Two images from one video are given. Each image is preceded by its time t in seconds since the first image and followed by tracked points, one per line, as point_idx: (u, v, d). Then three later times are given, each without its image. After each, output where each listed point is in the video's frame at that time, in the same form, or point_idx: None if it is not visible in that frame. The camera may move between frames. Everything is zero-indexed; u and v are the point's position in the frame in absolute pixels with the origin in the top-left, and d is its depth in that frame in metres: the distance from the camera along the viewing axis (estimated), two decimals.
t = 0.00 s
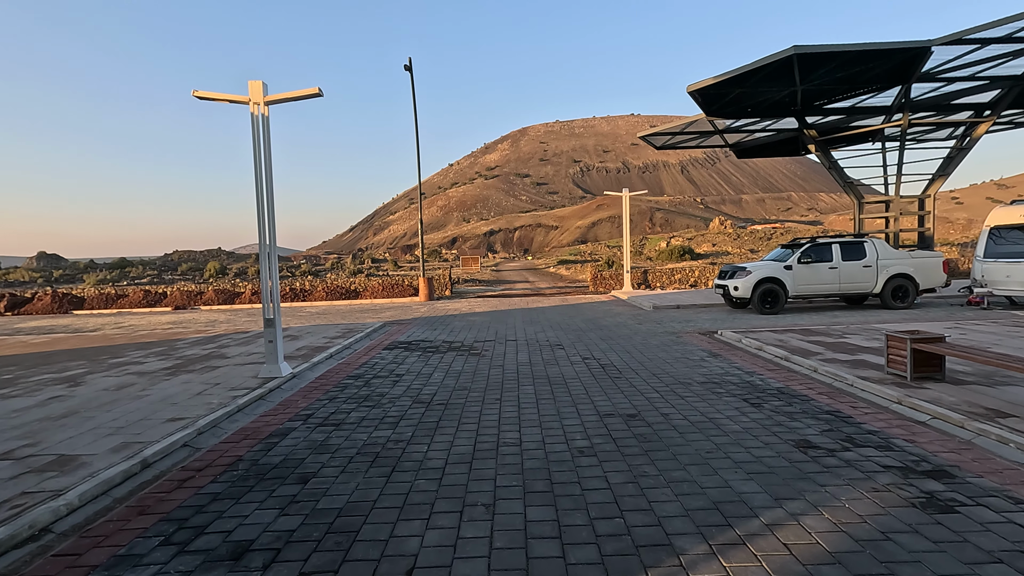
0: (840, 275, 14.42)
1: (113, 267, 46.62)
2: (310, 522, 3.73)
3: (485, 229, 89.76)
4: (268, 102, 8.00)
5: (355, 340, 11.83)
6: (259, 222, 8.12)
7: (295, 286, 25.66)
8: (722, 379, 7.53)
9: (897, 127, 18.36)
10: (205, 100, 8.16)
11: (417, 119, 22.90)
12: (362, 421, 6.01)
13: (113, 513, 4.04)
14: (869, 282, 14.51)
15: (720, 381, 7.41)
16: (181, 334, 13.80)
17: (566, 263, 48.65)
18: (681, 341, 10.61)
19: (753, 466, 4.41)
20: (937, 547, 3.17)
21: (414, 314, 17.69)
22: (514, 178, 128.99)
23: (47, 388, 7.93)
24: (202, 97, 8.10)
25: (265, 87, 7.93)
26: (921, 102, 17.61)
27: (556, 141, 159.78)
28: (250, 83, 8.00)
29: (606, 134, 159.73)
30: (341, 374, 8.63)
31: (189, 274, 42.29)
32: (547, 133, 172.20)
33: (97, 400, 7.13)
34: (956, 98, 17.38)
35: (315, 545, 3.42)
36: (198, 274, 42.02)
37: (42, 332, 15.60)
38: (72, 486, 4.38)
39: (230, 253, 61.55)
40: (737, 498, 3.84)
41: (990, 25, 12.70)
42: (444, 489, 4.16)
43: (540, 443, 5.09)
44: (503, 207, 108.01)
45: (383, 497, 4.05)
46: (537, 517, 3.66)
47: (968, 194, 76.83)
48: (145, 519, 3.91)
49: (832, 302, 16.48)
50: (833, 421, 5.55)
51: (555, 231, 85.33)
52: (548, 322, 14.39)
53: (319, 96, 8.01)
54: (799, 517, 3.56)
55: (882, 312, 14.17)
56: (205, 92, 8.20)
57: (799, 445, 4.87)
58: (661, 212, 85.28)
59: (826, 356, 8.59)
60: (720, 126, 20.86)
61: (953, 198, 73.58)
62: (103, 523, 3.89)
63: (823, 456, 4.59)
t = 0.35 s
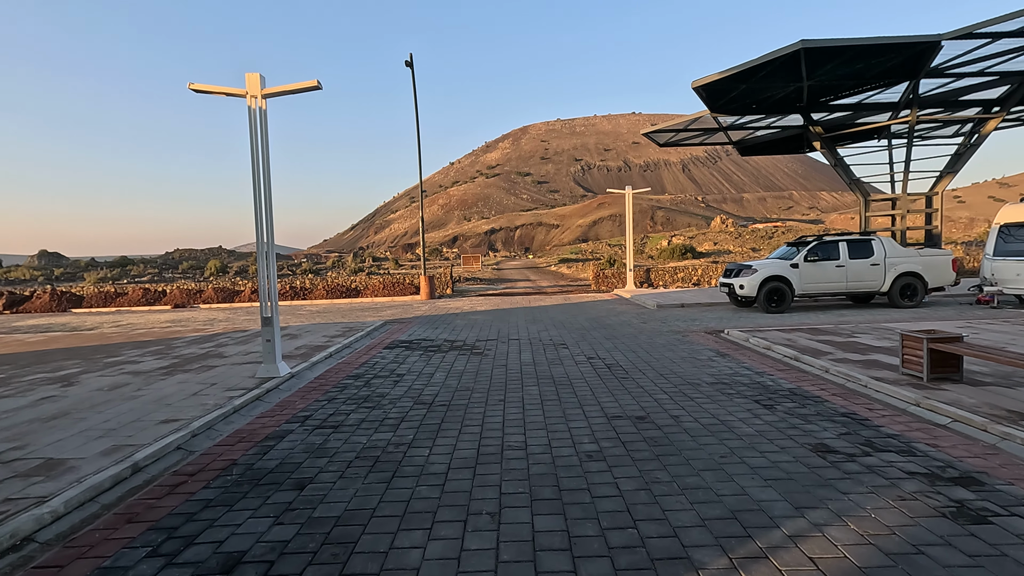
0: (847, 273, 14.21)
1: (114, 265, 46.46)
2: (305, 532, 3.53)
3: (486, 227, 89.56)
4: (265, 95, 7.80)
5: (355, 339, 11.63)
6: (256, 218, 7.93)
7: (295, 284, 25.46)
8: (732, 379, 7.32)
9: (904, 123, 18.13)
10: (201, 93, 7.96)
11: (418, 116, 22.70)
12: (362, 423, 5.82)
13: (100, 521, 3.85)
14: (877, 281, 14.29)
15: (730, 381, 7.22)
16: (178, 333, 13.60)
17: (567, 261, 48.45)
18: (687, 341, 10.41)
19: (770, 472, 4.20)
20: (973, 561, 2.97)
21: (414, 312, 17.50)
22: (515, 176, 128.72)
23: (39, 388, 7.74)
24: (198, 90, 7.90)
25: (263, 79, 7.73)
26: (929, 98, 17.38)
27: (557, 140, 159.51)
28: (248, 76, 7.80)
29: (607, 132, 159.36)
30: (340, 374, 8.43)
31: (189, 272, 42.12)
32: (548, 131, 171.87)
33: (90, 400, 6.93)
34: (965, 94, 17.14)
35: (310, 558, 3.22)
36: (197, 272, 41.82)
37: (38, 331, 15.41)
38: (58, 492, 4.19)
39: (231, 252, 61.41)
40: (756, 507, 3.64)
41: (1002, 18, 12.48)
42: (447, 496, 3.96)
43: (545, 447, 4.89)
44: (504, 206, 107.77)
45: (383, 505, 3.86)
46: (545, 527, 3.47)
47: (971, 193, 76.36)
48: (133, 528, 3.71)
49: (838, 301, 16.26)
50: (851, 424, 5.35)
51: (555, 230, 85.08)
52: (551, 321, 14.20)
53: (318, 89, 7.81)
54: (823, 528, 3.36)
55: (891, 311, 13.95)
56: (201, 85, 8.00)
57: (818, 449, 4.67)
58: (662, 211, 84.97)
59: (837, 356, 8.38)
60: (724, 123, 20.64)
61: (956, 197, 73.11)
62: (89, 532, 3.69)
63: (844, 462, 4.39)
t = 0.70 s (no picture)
0: (849, 274, 14.05)
1: (108, 266, 46.05)
2: (291, 555, 3.31)
3: (483, 228, 89.33)
4: (256, 92, 7.58)
5: (350, 342, 11.40)
6: (247, 219, 7.70)
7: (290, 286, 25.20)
8: (736, 385, 7.13)
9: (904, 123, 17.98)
10: (189, 90, 7.72)
11: (414, 115, 22.46)
12: (355, 433, 5.60)
13: (74, 542, 3.63)
14: (879, 282, 14.13)
15: (734, 387, 7.03)
16: (169, 336, 13.34)
17: (564, 262, 48.27)
18: (688, 344, 10.22)
19: (781, 487, 4.01)
20: None
21: (410, 314, 17.28)
22: (512, 177, 128.53)
23: (21, 395, 7.49)
24: (186, 88, 7.67)
25: (253, 76, 7.51)
26: (929, 98, 17.23)
27: (554, 140, 159.36)
28: (238, 73, 7.58)
29: (604, 133, 159.26)
30: (334, 379, 8.20)
31: (184, 273, 41.79)
32: (545, 132, 171.71)
33: (72, 409, 6.69)
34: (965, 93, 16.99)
35: None
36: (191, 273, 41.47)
37: (27, 334, 15.12)
38: (30, 509, 3.96)
39: (227, 252, 60.99)
40: (769, 525, 3.44)
41: (1005, 17, 12.33)
42: (442, 514, 3.75)
43: (545, 459, 4.68)
44: (501, 206, 107.56)
45: (375, 524, 3.64)
46: (546, 549, 3.26)
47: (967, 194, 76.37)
48: (107, 550, 3.48)
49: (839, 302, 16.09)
50: (862, 433, 5.16)
51: (552, 230, 84.93)
52: (550, 323, 13.98)
53: (310, 86, 7.59)
54: (842, 549, 3.16)
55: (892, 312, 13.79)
56: (189, 82, 7.76)
57: (829, 461, 4.48)
58: (659, 211, 84.86)
59: (842, 360, 8.20)
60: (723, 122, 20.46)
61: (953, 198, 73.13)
62: (60, 555, 3.47)
63: (858, 475, 4.19)
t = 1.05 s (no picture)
0: (849, 274, 13.92)
1: (100, 267, 45.62)
2: (281, 572, 3.12)
3: (478, 228, 89.14)
4: (247, 88, 7.37)
5: (345, 344, 11.20)
6: (238, 219, 7.50)
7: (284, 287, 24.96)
8: (741, 387, 6.97)
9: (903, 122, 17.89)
10: (178, 86, 7.50)
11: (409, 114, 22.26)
12: (349, 439, 5.40)
13: (51, 558, 3.42)
14: (879, 281, 14.01)
15: (739, 389, 6.86)
16: (160, 338, 13.10)
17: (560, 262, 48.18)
18: (689, 345, 10.05)
19: (796, 495, 3.83)
20: None
21: (406, 315, 17.08)
22: (508, 177, 128.39)
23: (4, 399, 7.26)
24: (175, 83, 7.45)
25: (244, 71, 7.30)
26: (928, 97, 17.15)
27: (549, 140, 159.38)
28: (228, 67, 7.36)
29: (600, 133, 159.33)
30: (328, 383, 7.99)
31: (178, 274, 41.45)
32: (541, 132, 171.69)
33: (57, 414, 6.46)
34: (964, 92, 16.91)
35: None
36: (185, 274, 41.11)
37: (15, 336, 14.84)
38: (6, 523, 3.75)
39: (221, 252, 60.63)
40: (785, 538, 3.27)
41: (1005, 15, 12.24)
42: (442, 526, 3.56)
43: (548, 466, 4.50)
44: (497, 206, 107.41)
45: (370, 538, 3.44)
46: (552, 564, 3.07)
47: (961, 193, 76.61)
48: (85, 568, 3.28)
49: (839, 301, 15.98)
50: (874, 437, 5.00)
51: (548, 230, 84.84)
52: (548, 323, 13.80)
53: (304, 82, 7.39)
54: (865, 564, 2.99)
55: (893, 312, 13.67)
56: (178, 77, 7.54)
57: (844, 467, 4.31)
58: (655, 211, 84.86)
59: (847, 361, 8.05)
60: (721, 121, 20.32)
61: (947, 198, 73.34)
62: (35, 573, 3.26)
63: (875, 482, 4.02)
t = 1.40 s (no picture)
0: (855, 274, 13.73)
1: (97, 266, 45.33)
2: None
3: (477, 228, 88.92)
4: (244, 82, 7.15)
5: (345, 345, 10.98)
6: (235, 218, 7.27)
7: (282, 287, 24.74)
8: (754, 390, 6.76)
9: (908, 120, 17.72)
10: (172, 80, 7.27)
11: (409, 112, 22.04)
12: (351, 446, 5.18)
13: None
14: (886, 281, 13.82)
15: (752, 392, 6.67)
16: (156, 339, 12.87)
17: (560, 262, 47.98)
18: (697, 346, 9.85)
19: (825, 508, 3.63)
20: None
21: (406, 315, 16.88)
22: (506, 177, 128.20)
23: None
24: (170, 77, 7.22)
25: (241, 66, 7.08)
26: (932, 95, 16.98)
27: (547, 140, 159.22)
28: (224, 61, 7.14)
29: (598, 133, 159.25)
30: (327, 386, 7.76)
31: (175, 273, 41.20)
32: (539, 132, 171.52)
33: (47, 419, 6.24)
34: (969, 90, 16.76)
35: None
36: (182, 274, 40.87)
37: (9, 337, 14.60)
38: None
39: (220, 252, 60.37)
40: (820, 556, 3.06)
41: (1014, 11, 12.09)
42: (452, 542, 3.35)
43: (560, 476, 4.29)
44: (495, 206, 107.19)
45: (375, 555, 3.23)
46: None
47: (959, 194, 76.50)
48: None
49: (844, 301, 15.80)
50: (899, 444, 4.80)
51: (547, 230, 84.65)
52: (551, 324, 13.59)
53: (303, 76, 7.17)
54: None
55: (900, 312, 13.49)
56: (172, 72, 7.30)
57: (872, 477, 4.11)
58: (653, 211, 84.72)
59: (860, 363, 7.85)
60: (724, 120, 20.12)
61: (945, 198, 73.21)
62: None
63: (906, 493, 3.82)
